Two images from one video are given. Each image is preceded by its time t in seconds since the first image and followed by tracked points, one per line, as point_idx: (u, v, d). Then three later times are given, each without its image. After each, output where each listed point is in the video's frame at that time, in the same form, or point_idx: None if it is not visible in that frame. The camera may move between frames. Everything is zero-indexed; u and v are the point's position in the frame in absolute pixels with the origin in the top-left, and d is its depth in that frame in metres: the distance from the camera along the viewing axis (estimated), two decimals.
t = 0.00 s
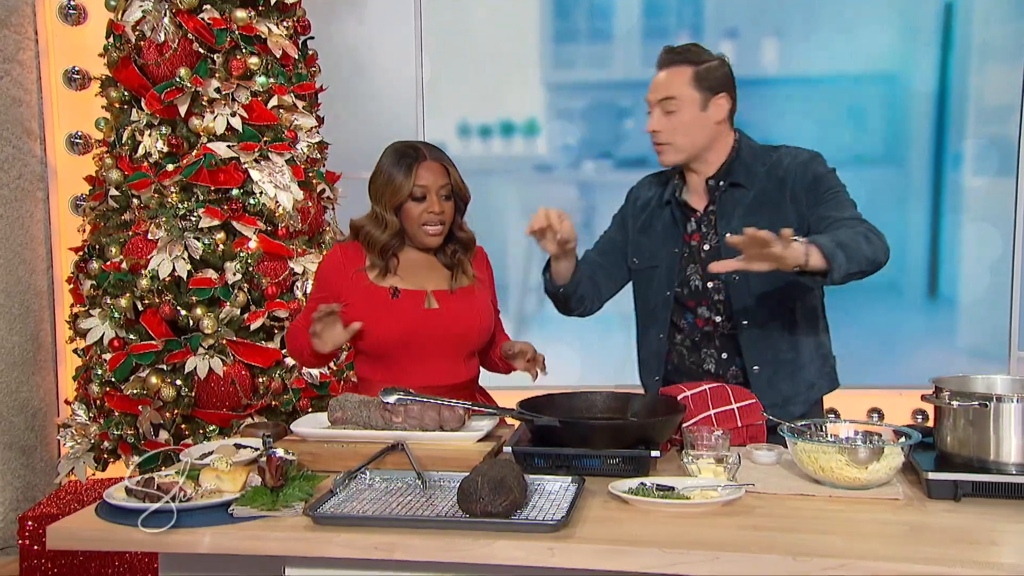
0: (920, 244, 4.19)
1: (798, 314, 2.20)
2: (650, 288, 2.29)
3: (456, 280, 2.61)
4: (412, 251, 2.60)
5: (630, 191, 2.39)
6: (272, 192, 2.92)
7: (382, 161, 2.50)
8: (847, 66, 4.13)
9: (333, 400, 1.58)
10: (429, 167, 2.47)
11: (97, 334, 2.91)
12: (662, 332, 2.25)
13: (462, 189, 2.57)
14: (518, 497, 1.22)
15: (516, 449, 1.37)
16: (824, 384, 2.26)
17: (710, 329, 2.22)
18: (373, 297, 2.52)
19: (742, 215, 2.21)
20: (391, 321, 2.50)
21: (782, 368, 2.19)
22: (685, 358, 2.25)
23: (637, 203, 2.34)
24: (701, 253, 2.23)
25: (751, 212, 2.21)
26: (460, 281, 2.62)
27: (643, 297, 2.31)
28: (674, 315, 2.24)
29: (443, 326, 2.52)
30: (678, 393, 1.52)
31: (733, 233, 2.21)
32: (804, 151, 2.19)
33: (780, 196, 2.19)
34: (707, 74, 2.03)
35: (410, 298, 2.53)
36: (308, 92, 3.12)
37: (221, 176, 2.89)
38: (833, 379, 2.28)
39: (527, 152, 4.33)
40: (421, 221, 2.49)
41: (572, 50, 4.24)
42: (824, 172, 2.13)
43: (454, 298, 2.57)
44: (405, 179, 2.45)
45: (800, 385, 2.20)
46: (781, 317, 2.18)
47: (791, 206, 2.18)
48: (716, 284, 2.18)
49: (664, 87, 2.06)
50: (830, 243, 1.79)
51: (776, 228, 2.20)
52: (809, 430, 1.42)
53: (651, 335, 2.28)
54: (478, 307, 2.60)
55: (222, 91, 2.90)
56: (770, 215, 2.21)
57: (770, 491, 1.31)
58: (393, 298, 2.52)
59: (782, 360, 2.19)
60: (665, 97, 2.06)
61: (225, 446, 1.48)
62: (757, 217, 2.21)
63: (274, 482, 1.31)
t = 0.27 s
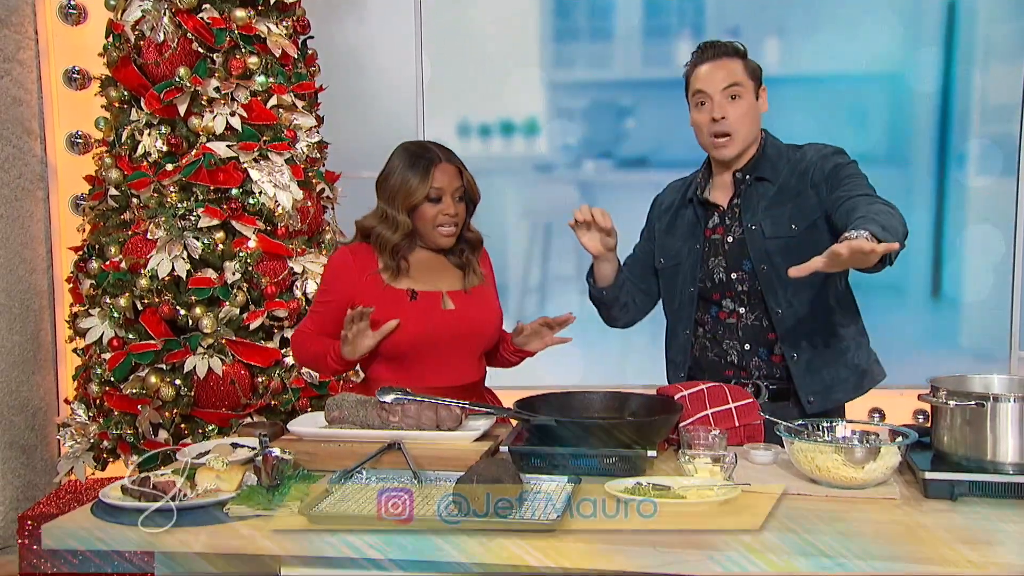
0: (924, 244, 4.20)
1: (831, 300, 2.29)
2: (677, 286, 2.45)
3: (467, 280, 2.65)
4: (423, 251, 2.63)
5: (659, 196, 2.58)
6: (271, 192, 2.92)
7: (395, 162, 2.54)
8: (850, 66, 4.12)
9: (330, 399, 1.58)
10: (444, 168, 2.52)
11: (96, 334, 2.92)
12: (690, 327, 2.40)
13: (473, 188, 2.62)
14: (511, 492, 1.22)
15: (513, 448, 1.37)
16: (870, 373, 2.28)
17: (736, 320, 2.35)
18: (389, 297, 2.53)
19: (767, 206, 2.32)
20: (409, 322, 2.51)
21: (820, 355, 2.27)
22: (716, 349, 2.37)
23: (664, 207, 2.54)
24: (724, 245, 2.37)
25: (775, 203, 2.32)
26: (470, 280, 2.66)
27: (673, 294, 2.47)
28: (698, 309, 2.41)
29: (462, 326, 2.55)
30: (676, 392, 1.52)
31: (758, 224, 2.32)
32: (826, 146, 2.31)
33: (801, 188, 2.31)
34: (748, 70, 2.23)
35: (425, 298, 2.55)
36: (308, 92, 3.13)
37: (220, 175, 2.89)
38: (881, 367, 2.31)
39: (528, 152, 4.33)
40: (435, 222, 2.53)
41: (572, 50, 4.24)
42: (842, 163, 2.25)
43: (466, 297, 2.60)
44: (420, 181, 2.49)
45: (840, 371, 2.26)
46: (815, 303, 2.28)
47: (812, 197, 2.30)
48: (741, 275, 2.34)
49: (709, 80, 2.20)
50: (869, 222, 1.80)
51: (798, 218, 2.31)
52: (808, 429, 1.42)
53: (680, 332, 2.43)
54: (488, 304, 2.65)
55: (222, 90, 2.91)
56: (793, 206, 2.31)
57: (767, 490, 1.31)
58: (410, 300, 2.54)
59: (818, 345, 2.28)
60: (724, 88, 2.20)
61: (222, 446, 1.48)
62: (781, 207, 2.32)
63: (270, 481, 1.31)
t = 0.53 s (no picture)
0: (925, 245, 4.20)
1: (834, 302, 2.31)
2: (682, 282, 2.46)
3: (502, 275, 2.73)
4: (456, 249, 2.69)
5: (671, 193, 2.58)
6: (269, 191, 2.91)
7: (425, 161, 2.63)
8: (851, 65, 4.12)
9: (325, 399, 1.58)
10: (474, 165, 2.62)
11: (95, 333, 2.92)
12: (692, 323, 2.42)
13: (501, 186, 2.71)
14: (510, 490, 1.20)
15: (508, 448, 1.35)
16: (872, 377, 2.31)
17: (737, 319, 2.36)
18: (425, 292, 2.58)
19: (773, 205, 2.33)
20: (447, 317, 2.55)
21: (818, 358, 2.29)
22: (717, 347, 2.39)
23: (673, 203, 2.55)
24: (729, 243, 2.37)
25: (781, 203, 2.32)
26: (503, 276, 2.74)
27: (677, 291, 2.48)
28: (701, 306, 2.42)
29: (497, 320, 2.59)
30: (672, 391, 1.51)
31: (762, 224, 2.32)
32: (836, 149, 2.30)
33: (808, 189, 2.31)
34: (739, 74, 2.22)
35: (460, 293, 2.59)
36: (305, 91, 3.15)
37: (218, 174, 2.87)
38: (884, 369, 2.33)
39: (527, 151, 4.33)
40: (466, 217, 2.62)
41: (572, 50, 4.24)
42: (851, 166, 2.24)
43: (497, 292, 2.66)
44: (451, 179, 2.58)
45: (839, 374, 2.28)
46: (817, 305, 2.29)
47: (819, 199, 2.29)
48: (743, 273, 2.34)
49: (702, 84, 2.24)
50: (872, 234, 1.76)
51: (804, 219, 2.31)
52: (803, 428, 1.41)
53: (682, 328, 2.45)
54: (518, 299, 2.70)
55: (219, 90, 2.90)
56: (800, 207, 2.31)
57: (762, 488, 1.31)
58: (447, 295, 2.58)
59: (817, 349, 2.29)
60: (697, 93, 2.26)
61: (216, 446, 1.49)
62: (787, 206, 2.32)
63: (263, 480, 1.33)
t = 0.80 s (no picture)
0: (926, 244, 4.20)
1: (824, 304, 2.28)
2: (679, 276, 2.49)
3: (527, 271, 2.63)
4: (479, 245, 2.60)
5: (675, 185, 2.62)
6: (265, 189, 2.90)
7: (445, 155, 2.54)
8: (851, 64, 4.12)
9: (317, 398, 1.57)
10: (495, 159, 2.51)
11: (90, 331, 2.92)
12: (687, 318, 2.44)
13: (524, 180, 2.60)
14: (510, 490, 1.20)
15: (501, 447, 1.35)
16: (852, 382, 2.31)
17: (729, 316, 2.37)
18: (447, 291, 2.48)
19: (770, 203, 2.31)
20: (470, 316, 2.46)
21: (802, 360, 2.27)
22: (710, 344, 2.42)
23: (675, 196, 2.57)
24: (725, 238, 2.40)
25: (779, 200, 2.30)
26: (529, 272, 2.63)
27: (675, 283, 2.51)
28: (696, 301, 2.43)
29: (524, 318, 2.51)
30: (665, 390, 1.50)
31: (757, 220, 2.32)
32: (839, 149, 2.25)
33: (808, 189, 2.26)
34: (731, 75, 2.25)
35: (483, 292, 2.49)
36: (302, 89, 3.13)
37: (214, 173, 2.87)
38: (864, 377, 2.33)
39: (525, 149, 4.33)
40: (488, 211, 2.50)
41: (570, 48, 4.23)
42: (852, 167, 2.17)
43: (521, 292, 2.55)
44: (471, 173, 2.48)
45: (820, 378, 2.27)
46: (803, 307, 2.27)
47: (817, 199, 2.24)
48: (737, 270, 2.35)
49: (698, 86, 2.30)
50: (825, 240, 1.75)
51: (801, 218, 2.27)
52: (796, 427, 1.41)
53: (679, 323, 2.47)
54: (542, 299, 2.60)
55: (214, 88, 2.89)
56: (797, 205, 2.27)
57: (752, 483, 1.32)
58: (471, 294, 2.49)
59: (801, 350, 2.27)
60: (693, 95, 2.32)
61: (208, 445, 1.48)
62: (785, 204, 2.29)
63: (254, 479, 1.34)
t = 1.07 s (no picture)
0: (926, 243, 4.20)
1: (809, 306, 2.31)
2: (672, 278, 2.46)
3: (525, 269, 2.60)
4: (477, 244, 2.57)
5: (664, 184, 2.61)
6: (259, 188, 2.90)
7: (440, 154, 2.51)
8: (851, 61, 4.11)
9: (307, 397, 1.57)
10: (489, 156, 2.48)
11: (84, 330, 2.91)
12: (684, 318, 2.42)
13: (520, 177, 2.57)
14: (509, 490, 1.21)
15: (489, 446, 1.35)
16: (831, 387, 2.30)
17: (722, 317, 2.37)
18: (443, 288, 2.47)
19: (762, 204, 2.32)
20: (467, 314, 2.45)
21: (785, 361, 2.29)
22: (703, 346, 2.41)
23: (663, 197, 2.58)
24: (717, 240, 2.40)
25: (772, 202, 2.30)
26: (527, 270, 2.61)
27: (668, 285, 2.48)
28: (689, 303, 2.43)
29: (521, 315, 2.49)
30: (655, 389, 1.51)
31: (750, 222, 2.33)
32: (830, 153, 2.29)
33: (799, 191, 2.28)
34: (739, 68, 2.22)
35: (480, 290, 2.48)
36: (296, 88, 3.12)
37: (207, 172, 2.87)
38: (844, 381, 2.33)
39: (521, 148, 4.33)
40: (484, 207, 2.47)
41: (567, 46, 4.22)
42: (842, 172, 2.22)
43: (519, 290, 2.54)
44: (466, 169, 2.45)
45: (801, 380, 2.29)
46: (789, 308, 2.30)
47: (808, 202, 2.27)
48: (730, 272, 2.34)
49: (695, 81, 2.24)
50: (794, 244, 2.00)
51: (794, 222, 2.28)
52: (784, 426, 1.42)
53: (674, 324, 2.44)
54: (541, 298, 2.58)
55: (208, 87, 2.89)
56: (790, 209, 2.29)
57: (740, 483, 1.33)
58: (467, 291, 2.48)
59: (785, 352, 2.29)
60: (698, 90, 2.24)
61: (197, 446, 1.48)
62: (777, 208, 2.30)
63: (240, 480, 1.34)
